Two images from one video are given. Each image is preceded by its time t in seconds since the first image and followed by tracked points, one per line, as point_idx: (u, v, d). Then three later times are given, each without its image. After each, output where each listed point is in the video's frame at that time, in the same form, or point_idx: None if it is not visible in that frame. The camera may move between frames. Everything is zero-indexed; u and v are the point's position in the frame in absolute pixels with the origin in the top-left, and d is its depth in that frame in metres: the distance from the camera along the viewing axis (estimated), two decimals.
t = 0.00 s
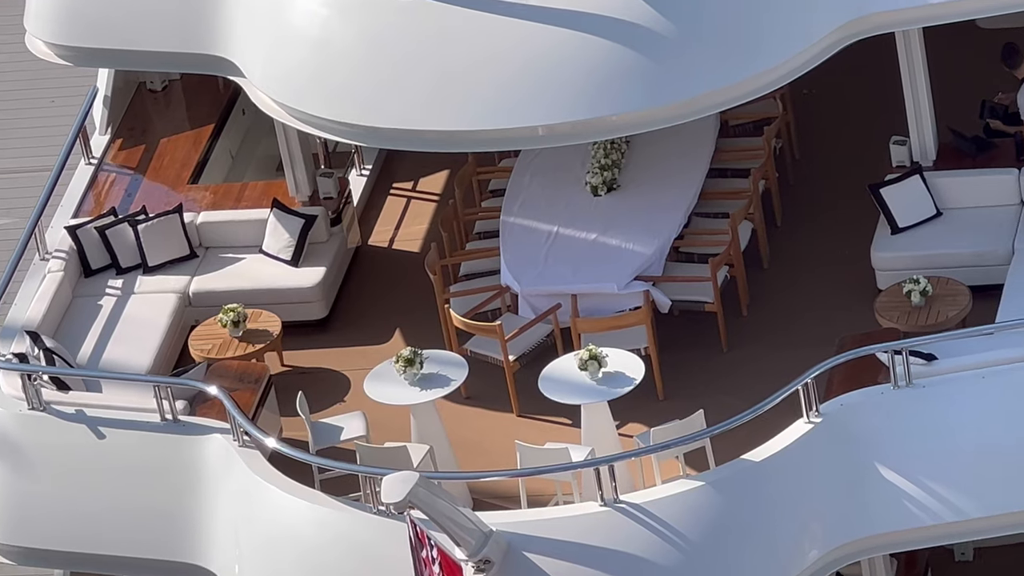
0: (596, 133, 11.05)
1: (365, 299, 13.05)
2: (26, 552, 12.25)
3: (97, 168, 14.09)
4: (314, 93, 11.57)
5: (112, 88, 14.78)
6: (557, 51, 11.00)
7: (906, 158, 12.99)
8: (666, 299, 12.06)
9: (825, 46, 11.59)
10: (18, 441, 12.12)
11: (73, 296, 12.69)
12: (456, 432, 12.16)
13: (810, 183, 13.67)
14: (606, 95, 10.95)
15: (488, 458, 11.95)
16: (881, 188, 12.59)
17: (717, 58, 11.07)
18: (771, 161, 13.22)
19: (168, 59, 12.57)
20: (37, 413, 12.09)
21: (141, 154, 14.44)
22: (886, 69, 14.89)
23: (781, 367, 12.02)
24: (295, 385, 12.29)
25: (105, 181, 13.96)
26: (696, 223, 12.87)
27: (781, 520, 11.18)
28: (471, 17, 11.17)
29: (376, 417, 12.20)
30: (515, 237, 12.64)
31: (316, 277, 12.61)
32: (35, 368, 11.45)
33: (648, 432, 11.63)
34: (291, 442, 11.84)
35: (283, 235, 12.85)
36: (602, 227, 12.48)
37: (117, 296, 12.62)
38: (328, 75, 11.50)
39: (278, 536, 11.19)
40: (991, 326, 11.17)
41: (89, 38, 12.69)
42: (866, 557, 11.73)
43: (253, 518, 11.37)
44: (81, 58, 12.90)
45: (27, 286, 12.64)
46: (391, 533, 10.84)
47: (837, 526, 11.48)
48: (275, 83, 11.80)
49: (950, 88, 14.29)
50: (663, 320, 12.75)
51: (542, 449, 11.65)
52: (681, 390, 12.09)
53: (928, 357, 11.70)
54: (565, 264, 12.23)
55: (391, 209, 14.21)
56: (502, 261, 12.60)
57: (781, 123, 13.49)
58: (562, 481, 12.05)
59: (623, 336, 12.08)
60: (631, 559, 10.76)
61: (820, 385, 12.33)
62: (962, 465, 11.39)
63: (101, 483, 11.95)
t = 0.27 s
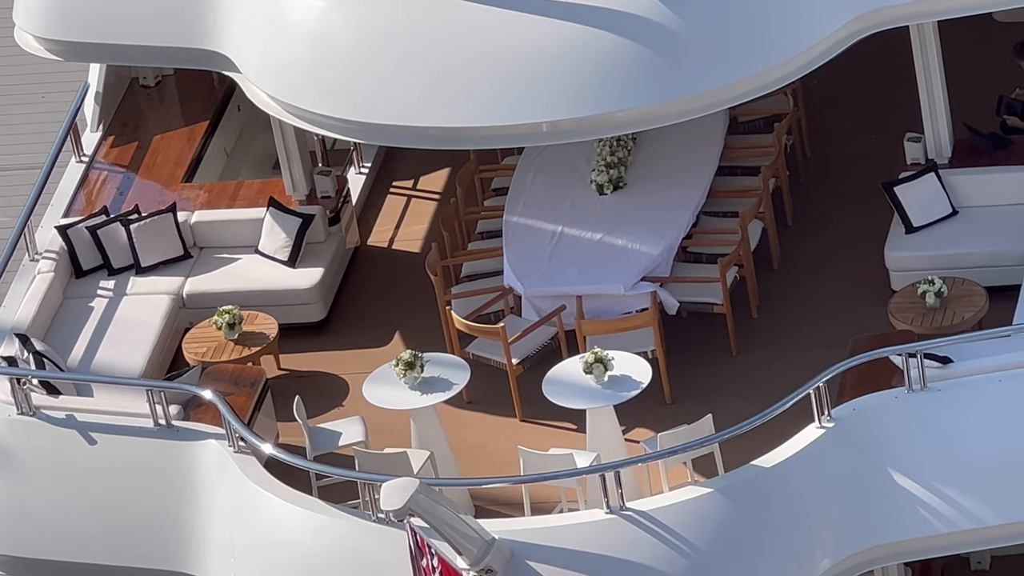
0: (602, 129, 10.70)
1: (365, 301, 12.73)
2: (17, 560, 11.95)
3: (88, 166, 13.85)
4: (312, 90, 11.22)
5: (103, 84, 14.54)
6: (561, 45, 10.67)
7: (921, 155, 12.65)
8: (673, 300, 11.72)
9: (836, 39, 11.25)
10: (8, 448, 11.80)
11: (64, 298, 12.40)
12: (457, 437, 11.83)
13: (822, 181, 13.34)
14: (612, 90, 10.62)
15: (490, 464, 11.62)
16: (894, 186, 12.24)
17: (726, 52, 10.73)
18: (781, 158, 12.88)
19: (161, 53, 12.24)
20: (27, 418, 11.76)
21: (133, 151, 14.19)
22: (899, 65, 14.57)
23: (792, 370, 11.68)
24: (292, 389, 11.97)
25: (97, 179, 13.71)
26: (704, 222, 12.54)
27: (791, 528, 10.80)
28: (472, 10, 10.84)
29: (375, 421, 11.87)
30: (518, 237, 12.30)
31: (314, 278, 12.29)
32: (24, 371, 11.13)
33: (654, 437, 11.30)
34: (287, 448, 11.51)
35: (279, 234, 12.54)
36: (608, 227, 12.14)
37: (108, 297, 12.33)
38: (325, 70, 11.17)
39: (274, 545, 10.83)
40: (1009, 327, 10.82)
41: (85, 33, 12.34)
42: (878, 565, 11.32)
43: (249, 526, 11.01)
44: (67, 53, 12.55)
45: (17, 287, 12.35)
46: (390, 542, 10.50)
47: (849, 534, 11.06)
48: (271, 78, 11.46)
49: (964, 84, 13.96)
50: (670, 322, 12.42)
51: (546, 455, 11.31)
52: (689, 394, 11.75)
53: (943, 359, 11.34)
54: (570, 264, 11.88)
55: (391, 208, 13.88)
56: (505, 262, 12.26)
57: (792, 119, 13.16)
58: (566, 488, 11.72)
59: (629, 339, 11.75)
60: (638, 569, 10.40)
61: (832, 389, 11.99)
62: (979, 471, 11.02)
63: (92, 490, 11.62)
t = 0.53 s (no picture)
0: (608, 127, 10.48)
1: (366, 303, 12.53)
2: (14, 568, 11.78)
3: (84, 165, 13.68)
4: (313, 87, 10.99)
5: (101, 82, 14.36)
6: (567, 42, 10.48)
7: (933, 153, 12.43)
8: (680, 302, 11.50)
9: (846, 36, 11.03)
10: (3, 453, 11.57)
11: (59, 300, 12.19)
12: (459, 441, 11.60)
13: (831, 180, 13.13)
14: (618, 88, 10.40)
15: (494, 469, 11.39)
16: (906, 185, 12.01)
17: (735, 49, 10.52)
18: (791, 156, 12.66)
19: (159, 51, 12.01)
20: (22, 422, 11.51)
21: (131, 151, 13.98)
22: (910, 64, 14.38)
23: (801, 373, 11.46)
24: (291, 392, 11.75)
25: (93, 178, 13.52)
26: (712, 223, 12.32)
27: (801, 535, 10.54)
28: (475, 7, 10.65)
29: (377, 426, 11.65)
30: (522, 237, 12.08)
31: (314, 280, 12.08)
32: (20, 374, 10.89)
33: (661, 442, 11.06)
34: (287, 452, 11.29)
35: (278, 235, 12.33)
36: (613, 228, 11.92)
37: (104, 299, 12.13)
38: (326, 68, 10.96)
39: (273, 552, 10.62)
40: None
41: (83, 30, 12.06)
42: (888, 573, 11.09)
43: (247, 532, 10.78)
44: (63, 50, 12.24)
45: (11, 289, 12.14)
46: (392, 549, 10.27)
47: (859, 541, 10.82)
48: (271, 76, 11.23)
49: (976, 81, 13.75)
50: (678, 324, 12.20)
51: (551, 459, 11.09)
52: (697, 398, 11.52)
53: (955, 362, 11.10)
54: (575, 265, 11.67)
55: (393, 208, 13.68)
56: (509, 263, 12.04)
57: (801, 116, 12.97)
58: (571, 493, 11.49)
59: (636, 342, 11.52)
60: None
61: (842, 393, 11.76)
62: (991, 476, 10.81)
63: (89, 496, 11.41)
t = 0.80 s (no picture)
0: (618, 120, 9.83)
1: (367, 302, 11.91)
2: None
3: (63, 158, 13.34)
4: (307, 78, 10.35)
5: (81, 73, 14.12)
6: (574, 32, 9.86)
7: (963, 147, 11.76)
8: (696, 305, 10.86)
9: (871, 23, 10.39)
10: None
11: (39, 303, 11.65)
12: (462, 453, 10.96)
13: (855, 176, 12.51)
14: (629, 78, 9.75)
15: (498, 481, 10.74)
16: (935, 181, 11.36)
17: (753, 36, 9.88)
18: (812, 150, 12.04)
19: (143, 40, 11.37)
20: None
21: (112, 144, 13.65)
22: (936, 57, 13.80)
23: (824, 380, 10.82)
24: (284, 400, 11.12)
25: (72, 173, 13.15)
26: (729, 221, 11.67)
27: (823, 553, 9.79)
28: None
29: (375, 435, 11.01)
30: (528, 236, 11.44)
31: (308, 281, 11.50)
32: None
33: (675, 453, 10.40)
34: (279, 464, 10.65)
35: (270, 235, 11.77)
36: (624, 226, 11.27)
37: (86, 303, 11.57)
38: (320, 56, 10.32)
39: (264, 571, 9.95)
40: None
41: (72, 19, 11.40)
42: None
43: (236, 550, 10.12)
44: (42, 40, 11.59)
45: None
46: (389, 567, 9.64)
47: (886, 560, 10.00)
48: (262, 65, 10.57)
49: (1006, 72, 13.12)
50: (693, 328, 11.55)
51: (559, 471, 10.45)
52: (713, 407, 10.87)
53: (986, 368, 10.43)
54: (583, 266, 11.02)
55: (392, 206, 13.11)
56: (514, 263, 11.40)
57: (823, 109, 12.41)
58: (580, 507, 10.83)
59: (648, 346, 10.88)
60: None
61: (867, 400, 11.10)
62: None
63: (68, 512, 10.68)
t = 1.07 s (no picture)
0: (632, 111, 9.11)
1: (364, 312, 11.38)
2: None
3: (39, 153, 12.99)
4: (298, 66, 9.63)
5: (59, 61, 13.78)
6: (585, 18, 9.17)
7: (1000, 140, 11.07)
8: (715, 309, 10.15)
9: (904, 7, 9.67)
10: None
11: (12, 306, 11.21)
12: (464, 466, 10.26)
13: (885, 173, 11.87)
14: (643, 66, 9.04)
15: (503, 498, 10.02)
16: (970, 176, 10.71)
17: (777, 21, 9.18)
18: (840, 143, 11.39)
19: (123, 27, 10.66)
20: None
21: (89, 137, 13.30)
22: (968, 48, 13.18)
23: (851, 389, 10.10)
24: (274, 412, 10.52)
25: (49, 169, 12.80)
26: (749, 219, 10.97)
27: None
28: None
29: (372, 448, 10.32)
30: (535, 236, 10.72)
31: (300, 283, 11.01)
32: None
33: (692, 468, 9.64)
34: (268, 480, 9.95)
35: (260, 234, 11.30)
36: (637, 225, 10.55)
37: (62, 307, 11.11)
38: (311, 44, 9.63)
39: None
40: None
41: (48, 6, 10.70)
42: None
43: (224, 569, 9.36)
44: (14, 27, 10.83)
45: None
46: None
47: None
48: (249, 52, 9.86)
49: None
50: (712, 334, 10.85)
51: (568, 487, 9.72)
52: (733, 418, 10.14)
53: None
54: (594, 268, 10.29)
55: (389, 203, 12.74)
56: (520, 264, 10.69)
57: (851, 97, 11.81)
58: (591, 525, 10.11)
59: (664, 353, 10.16)
60: None
61: (898, 411, 10.37)
62: None
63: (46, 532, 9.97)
